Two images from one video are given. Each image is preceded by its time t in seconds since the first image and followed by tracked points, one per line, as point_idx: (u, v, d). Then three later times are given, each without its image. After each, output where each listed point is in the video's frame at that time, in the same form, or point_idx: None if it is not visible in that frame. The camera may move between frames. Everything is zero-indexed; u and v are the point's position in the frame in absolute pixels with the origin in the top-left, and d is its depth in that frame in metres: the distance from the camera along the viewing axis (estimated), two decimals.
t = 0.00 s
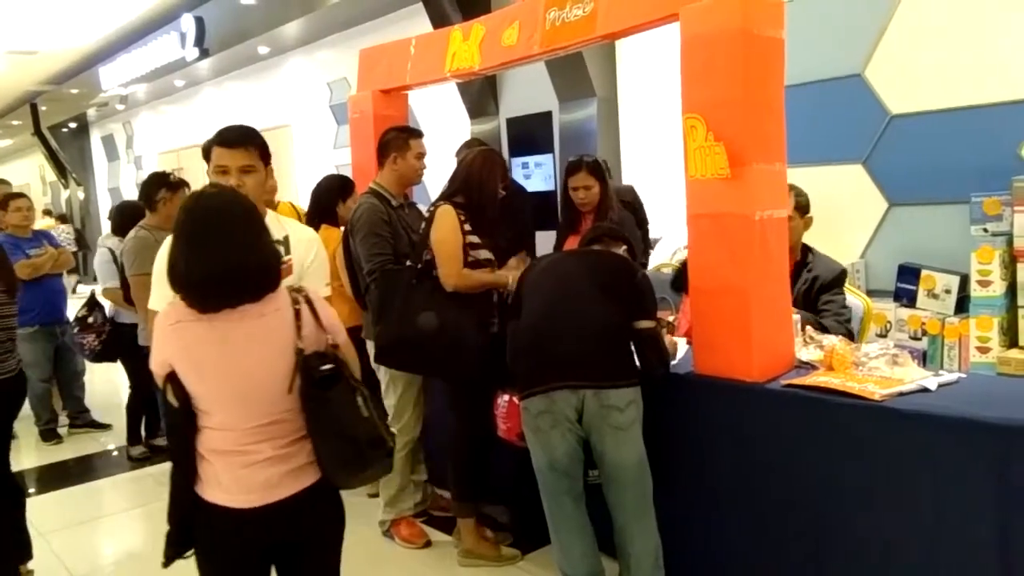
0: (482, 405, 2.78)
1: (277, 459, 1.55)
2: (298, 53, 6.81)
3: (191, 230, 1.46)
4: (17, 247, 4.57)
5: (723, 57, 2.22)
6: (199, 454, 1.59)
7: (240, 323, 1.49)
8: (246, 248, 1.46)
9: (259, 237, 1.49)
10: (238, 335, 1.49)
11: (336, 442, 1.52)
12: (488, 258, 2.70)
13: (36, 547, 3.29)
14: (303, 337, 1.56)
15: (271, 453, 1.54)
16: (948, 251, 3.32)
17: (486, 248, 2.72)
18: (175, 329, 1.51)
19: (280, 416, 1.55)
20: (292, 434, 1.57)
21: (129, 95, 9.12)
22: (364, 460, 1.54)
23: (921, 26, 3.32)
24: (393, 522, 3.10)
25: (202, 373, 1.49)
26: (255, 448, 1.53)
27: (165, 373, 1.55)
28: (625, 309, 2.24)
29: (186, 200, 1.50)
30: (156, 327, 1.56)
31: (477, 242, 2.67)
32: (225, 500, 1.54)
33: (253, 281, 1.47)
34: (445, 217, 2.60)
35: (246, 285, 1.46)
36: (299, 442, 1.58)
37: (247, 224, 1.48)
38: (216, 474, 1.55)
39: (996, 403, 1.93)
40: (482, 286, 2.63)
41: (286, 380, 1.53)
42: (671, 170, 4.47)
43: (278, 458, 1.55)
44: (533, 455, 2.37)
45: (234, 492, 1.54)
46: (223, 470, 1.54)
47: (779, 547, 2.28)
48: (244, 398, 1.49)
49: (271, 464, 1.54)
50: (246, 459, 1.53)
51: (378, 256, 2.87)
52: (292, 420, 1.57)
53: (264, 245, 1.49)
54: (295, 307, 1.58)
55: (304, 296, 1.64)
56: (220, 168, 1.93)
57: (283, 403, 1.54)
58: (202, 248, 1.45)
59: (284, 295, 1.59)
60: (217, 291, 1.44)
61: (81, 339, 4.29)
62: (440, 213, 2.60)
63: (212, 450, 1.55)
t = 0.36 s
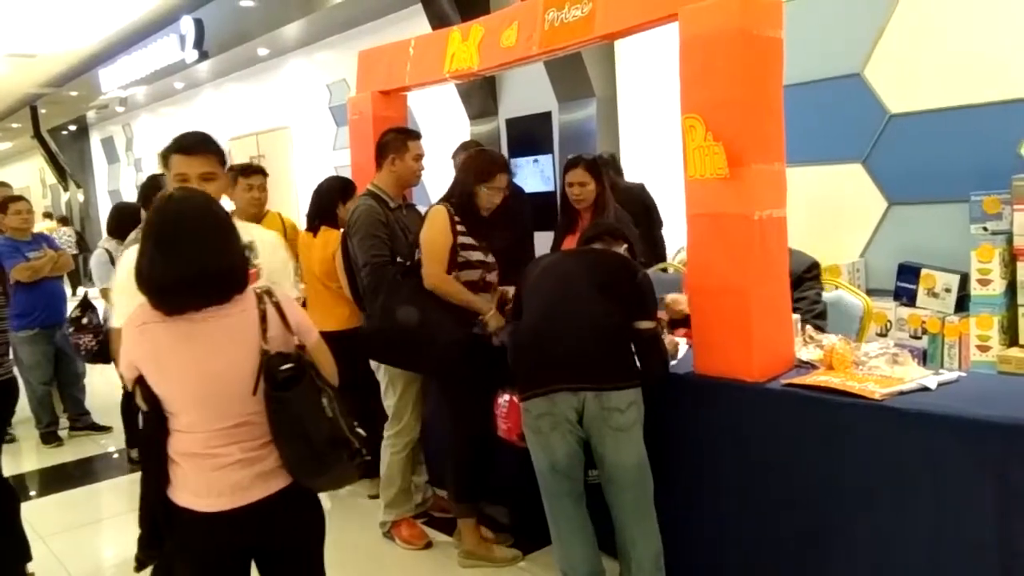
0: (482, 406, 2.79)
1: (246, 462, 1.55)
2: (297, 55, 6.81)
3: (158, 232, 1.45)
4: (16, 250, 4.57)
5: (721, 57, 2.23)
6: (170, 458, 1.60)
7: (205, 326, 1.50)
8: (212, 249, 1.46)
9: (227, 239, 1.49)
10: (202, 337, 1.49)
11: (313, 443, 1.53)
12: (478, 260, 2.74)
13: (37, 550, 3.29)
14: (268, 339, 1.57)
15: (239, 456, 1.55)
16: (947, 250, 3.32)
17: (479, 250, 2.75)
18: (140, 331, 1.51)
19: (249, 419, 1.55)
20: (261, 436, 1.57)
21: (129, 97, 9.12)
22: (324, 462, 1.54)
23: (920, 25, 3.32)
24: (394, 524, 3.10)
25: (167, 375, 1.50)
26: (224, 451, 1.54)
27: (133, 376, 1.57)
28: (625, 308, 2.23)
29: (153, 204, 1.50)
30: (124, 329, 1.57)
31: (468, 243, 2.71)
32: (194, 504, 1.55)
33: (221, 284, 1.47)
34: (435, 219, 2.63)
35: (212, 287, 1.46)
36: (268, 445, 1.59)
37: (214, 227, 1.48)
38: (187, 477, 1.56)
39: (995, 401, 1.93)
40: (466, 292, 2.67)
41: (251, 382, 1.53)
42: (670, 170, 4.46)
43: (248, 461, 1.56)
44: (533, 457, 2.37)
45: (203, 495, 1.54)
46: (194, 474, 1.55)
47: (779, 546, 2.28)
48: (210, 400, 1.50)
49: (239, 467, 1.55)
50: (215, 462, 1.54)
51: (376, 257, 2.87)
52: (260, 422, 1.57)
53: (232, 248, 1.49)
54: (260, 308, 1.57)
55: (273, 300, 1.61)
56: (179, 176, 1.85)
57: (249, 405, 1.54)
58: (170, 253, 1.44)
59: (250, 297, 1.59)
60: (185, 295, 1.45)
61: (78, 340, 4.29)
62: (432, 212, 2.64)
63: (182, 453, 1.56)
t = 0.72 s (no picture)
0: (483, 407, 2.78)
1: (229, 466, 1.56)
2: (297, 57, 6.82)
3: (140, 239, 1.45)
4: (18, 253, 4.61)
5: (722, 58, 2.23)
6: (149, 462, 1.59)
7: (186, 329, 1.50)
8: (194, 254, 1.47)
9: (209, 243, 1.50)
10: (184, 339, 1.50)
11: (308, 443, 1.54)
12: (469, 266, 2.71)
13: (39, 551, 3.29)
14: (249, 339, 1.57)
15: (222, 459, 1.55)
16: (948, 249, 3.32)
17: (472, 256, 2.72)
18: (118, 333, 1.51)
19: (230, 421, 1.56)
20: (243, 439, 1.58)
21: (130, 99, 9.13)
22: (309, 463, 1.55)
23: (920, 25, 3.32)
24: (395, 524, 3.10)
25: (147, 379, 1.50)
26: (207, 454, 1.54)
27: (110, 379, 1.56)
28: (627, 310, 2.23)
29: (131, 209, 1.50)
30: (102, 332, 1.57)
31: (459, 249, 2.69)
32: (176, 508, 1.55)
33: (201, 293, 1.48)
34: (430, 221, 2.64)
35: (196, 292, 1.47)
36: (250, 447, 1.59)
37: (195, 234, 1.48)
38: (168, 483, 1.56)
39: (997, 401, 1.93)
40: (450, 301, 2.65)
41: (233, 384, 1.54)
42: (670, 170, 4.46)
43: (231, 464, 1.56)
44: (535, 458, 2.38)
45: (185, 500, 1.54)
46: (175, 478, 1.55)
47: (781, 546, 2.28)
48: (191, 403, 1.50)
49: (221, 470, 1.55)
50: (198, 466, 1.54)
51: (375, 259, 2.86)
52: (243, 425, 1.58)
53: (213, 256, 1.50)
54: (241, 309, 1.59)
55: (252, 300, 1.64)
56: (124, 180, 1.77)
57: (231, 407, 1.55)
58: (149, 260, 1.44)
59: (230, 300, 1.60)
60: (170, 300, 1.45)
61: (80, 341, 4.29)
62: (425, 217, 2.67)
63: (163, 458, 1.56)
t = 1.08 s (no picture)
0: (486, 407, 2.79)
1: (230, 463, 1.57)
2: (299, 56, 6.82)
3: (135, 240, 1.45)
4: (32, 249, 4.60)
5: (725, 56, 2.22)
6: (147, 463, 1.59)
7: (183, 328, 1.51)
8: (188, 255, 1.48)
9: (202, 243, 1.51)
10: (182, 341, 1.50)
11: (315, 436, 1.57)
12: (454, 270, 2.66)
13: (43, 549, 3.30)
14: (247, 335, 1.59)
15: (222, 457, 1.56)
16: (952, 249, 3.31)
17: (457, 260, 2.67)
18: (116, 335, 1.51)
19: (229, 419, 1.56)
20: (243, 437, 1.59)
21: (132, 98, 9.14)
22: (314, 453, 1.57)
23: (923, 24, 3.31)
24: (398, 525, 3.11)
25: (144, 379, 1.49)
26: (207, 453, 1.55)
27: (107, 380, 1.55)
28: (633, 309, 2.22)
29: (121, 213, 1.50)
30: (97, 334, 1.56)
31: (444, 254, 2.64)
32: (178, 507, 1.56)
33: (192, 294, 1.48)
34: (413, 227, 2.61)
35: (193, 291, 1.48)
36: (250, 444, 1.60)
37: (187, 235, 1.49)
38: (169, 483, 1.56)
39: (1000, 400, 1.92)
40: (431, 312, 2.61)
41: (233, 381, 1.54)
42: (673, 170, 4.46)
43: (232, 461, 1.57)
44: (552, 460, 2.35)
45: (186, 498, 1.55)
46: (177, 477, 1.55)
47: (785, 546, 2.28)
48: (190, 402, 1.50)
49: (222, 468, 1.56)
50: (199, 464, 1.54)
51: (378, 258, 2.85)
52: (242, 422, 1.58)
53: (204, 258, 1.50)
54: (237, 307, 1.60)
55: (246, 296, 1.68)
56: (133, 190, 1.88)
57: (230, 405, 1.55)
58: (142, 262, 1.45)
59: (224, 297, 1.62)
60: (167, 301, 1.45)
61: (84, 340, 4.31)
62: (408, 224, 2.64)
63: (163, 457, 1.56)
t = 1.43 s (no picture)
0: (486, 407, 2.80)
1: (242, 458, 1.59)
2: (299, 56, 6.83)
3: (147, 241, 1.48)
4: (51, 244, 4.61)
5: (725, 57, 2.22)
6: (160, 457, 1.60)
7: (194, 325, 1.52)
8: (199, 254, 1.51)
9: (209, 243, 1.54)
10: (193, 337, 1.52)
11: (323, 427, 1.61)
12: (414, 276, 2.56)
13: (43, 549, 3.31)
14: (256, 331, 1.60)
15: (235, 452, 1.58)
16: (951, 250, 3.32)
17: (418, 266, 2.57)
18: (128, 334, 1.52)
19: (240, 414, 1.58)
20: (253, 431, 1.61)
21: (132, 98, 9.14)
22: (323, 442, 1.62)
23: (923, 26, 3.31)
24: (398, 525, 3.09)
25: (158, 376, 1.51)
26: (219, 447, 1.57)
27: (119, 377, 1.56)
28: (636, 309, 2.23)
29: (131, 214, 1.53)
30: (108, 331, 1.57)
31: (403, 260, 2.55)
32: (191, 503, 1.58)
33: (204, 292, 1.51)
34: (371, 230, 2.51)
35: (204, 290, 1.51)
36: (261, 438, 1.63)
37: (197, 235, 1.52)
38: (182, 478, 1.58)
39: (1000, 401, 1.93)
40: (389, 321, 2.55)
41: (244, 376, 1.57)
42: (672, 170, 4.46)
43: (244, 456, 1.60)
44: (584, 462, 2.31)
45: (200, 494, 1.57)
46: (190, 473, 1.57)
47: (785, 546, 2.29)
48: (202, 398, 1.52)
49: (235, 463, 1.58)
50: (213, 459, 1.57)
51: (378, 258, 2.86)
52: (253, 417, 1.61)
53: (213, 256, 1.53)
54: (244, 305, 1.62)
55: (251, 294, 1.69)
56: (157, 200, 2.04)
57: (241, 400, 1.57)
58: (155, 262, 1.47)
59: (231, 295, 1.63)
60: (180, 300, 1.48)
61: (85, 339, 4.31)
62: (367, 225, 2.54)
63: (176, 452, 1.58)
